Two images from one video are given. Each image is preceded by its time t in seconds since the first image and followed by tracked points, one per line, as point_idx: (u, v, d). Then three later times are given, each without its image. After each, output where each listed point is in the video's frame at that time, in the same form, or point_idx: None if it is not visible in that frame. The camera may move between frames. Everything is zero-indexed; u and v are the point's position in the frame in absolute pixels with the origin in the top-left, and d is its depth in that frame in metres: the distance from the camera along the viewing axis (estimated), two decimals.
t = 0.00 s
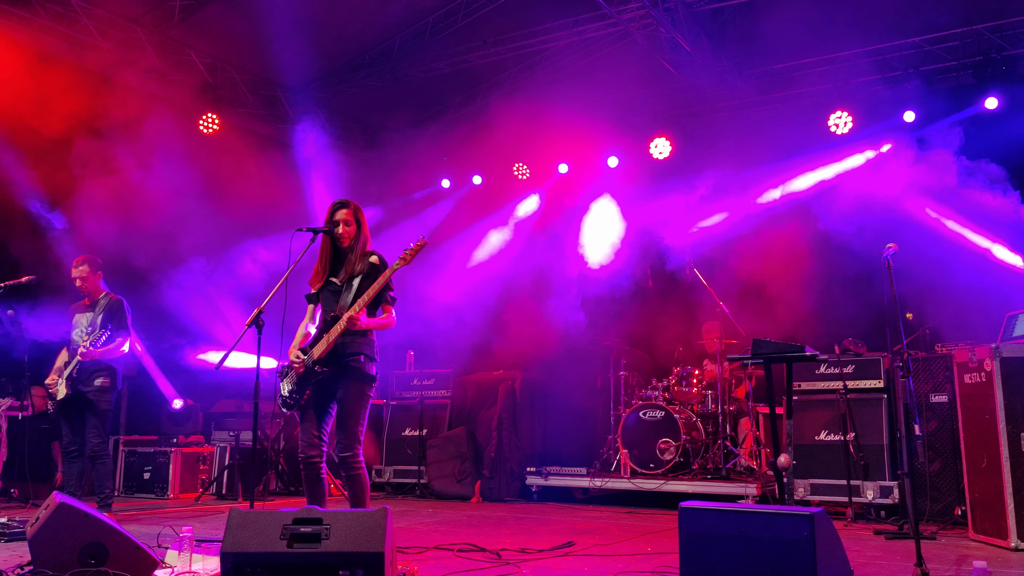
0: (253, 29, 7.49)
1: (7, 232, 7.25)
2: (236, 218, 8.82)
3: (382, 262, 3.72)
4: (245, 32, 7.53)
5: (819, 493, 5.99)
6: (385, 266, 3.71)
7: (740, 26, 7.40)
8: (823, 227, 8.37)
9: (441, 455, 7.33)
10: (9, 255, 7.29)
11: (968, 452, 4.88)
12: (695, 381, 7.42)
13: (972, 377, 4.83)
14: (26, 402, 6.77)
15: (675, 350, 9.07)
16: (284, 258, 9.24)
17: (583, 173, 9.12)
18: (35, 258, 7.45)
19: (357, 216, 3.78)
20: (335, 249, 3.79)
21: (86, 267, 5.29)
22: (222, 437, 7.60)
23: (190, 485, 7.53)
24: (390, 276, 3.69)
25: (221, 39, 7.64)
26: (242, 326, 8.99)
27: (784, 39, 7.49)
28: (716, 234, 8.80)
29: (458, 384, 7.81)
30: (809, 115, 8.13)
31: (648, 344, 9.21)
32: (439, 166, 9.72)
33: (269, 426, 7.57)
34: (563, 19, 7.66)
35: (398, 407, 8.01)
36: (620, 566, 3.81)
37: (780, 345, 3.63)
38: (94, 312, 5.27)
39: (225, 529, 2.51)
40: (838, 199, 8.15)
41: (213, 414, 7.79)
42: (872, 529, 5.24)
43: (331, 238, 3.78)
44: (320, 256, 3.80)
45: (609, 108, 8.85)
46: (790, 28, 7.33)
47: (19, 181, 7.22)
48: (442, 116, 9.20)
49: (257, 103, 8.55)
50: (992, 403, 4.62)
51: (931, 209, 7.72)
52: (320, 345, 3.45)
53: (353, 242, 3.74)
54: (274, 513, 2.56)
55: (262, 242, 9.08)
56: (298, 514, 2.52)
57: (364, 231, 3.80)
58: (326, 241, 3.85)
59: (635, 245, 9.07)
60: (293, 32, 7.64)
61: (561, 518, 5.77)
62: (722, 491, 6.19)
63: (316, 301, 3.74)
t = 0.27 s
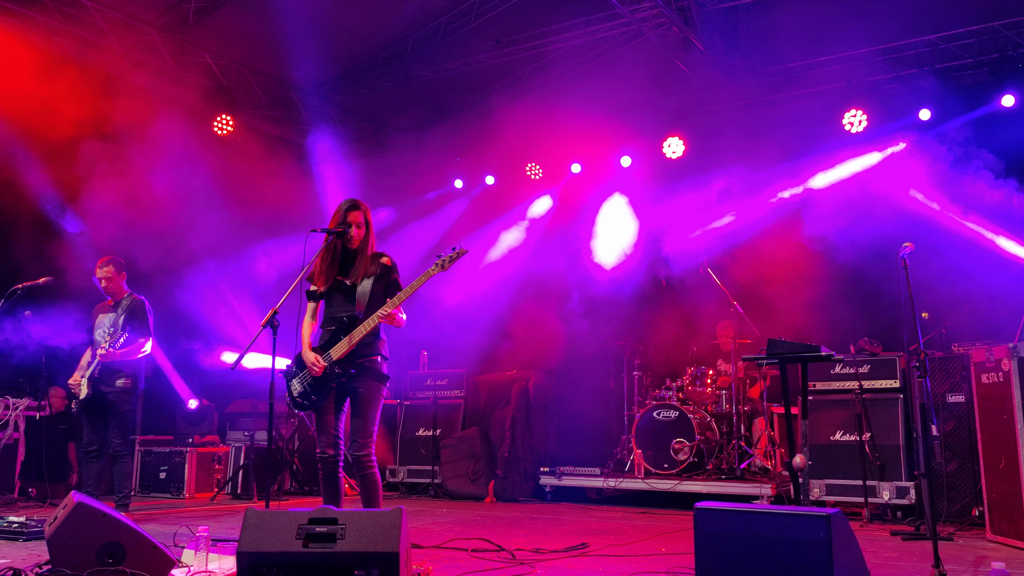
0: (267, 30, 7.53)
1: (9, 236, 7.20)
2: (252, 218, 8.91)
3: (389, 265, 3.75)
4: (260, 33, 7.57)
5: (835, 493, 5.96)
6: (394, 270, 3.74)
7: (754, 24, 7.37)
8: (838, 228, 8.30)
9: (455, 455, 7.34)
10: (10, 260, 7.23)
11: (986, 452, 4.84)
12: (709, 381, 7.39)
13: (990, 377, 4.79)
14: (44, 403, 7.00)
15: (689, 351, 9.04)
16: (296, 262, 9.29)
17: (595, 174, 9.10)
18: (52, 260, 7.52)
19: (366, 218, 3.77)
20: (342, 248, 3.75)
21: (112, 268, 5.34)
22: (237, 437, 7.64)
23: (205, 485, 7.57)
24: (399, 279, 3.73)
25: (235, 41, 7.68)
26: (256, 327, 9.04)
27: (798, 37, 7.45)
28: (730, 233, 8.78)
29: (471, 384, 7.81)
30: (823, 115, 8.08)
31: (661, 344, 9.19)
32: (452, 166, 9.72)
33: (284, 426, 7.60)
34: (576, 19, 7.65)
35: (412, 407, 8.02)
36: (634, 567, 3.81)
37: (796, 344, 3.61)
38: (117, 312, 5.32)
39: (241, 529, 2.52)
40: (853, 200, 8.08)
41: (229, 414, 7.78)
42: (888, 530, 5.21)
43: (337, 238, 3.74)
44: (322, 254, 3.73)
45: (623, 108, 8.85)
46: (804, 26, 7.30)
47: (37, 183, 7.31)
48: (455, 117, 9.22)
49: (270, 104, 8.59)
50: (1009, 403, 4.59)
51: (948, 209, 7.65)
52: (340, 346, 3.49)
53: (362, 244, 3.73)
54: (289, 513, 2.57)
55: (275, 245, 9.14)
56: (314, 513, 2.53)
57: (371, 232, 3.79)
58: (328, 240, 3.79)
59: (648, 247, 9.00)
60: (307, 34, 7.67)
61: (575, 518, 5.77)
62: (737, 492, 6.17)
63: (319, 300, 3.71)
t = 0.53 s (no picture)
0: (279, 31, 7.55)
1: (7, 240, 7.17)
2: (264, 220, 9.01)
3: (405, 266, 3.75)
4: (271, 34, 7.59)
5: (848, 494, 5.93)
6: (409, 270, 3.74)
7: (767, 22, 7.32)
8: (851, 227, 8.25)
9: (467, 455, 7.35)
10: (16, 264, 7.24)
11: (1001, 453, 4.80)
12: (721, 381, 7.38)
13: (1006, 377, 4.74)
14: (59, 403, 7.04)
15: (700, 350, 9.02)
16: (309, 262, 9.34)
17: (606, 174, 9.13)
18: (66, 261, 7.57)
19: (382, 219, 3.80)
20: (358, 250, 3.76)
21: (131, 268, 5.37)
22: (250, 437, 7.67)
23: (219, 484, 7.60)
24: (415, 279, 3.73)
25: (247, 42, 7.70)
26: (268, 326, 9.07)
27: (811, 35, 7.40)
28: (744, 233, 8.77)
29: (483, 384, 7.80)
30: (836, 113, 8.03)
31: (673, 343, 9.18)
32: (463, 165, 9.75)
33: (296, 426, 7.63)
34: (587, 18, 7.63)
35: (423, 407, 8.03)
36: (646, 567, 3.80)
37: (809, 343, 3.59)
38: (136, 312, 5.35)
39: (254, 528, 2.53)
40: (866, 199, 8.03)
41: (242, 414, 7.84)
42: (901, 530, 5.20)
43: (353, 239, 3.77)
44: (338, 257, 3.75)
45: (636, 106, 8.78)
46: (816, 25, 7.25)
47: (50, 185, 7.38)
48: (466, 117, 9.23)
49: (281, 104, 8.61)
50: None
51: (962, 207, 7.60)
52: (353, 345, 3.49)
53: (377, 244, 3.74)
54: (301, 513, 2.58)
55: (286, 246, 9.21)
56: (326, 513, 2.53)
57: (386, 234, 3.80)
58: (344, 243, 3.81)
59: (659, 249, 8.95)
60: (318, 35, 7.68)
61: (587, 519, 5.75)
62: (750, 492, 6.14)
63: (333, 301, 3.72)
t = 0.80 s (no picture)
0: (286, 32, 7.57)
1: (11, 243, 7.10)
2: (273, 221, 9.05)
3: (418, 264, 3.72)
4: (279, 35, 7.61)
5: (858, 494, 5.91)
6: (421, 268, 3.71)
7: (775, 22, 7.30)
8: (862, 228, 8.17)
9: (475, 455, 7.35)
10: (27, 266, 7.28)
11: (1012, 453, 4.76)
12: (730, 381, 7.31)
13: (1016, 377, 4.71)
14: (69, 403, 7.08)
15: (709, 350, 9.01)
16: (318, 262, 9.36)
17: (615, 173, 9.13)
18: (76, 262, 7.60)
19: (394, 221, 3.81)
20: (372, 252, 3.79)
21: (143, 269, 5.38)
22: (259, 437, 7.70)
23: (228, 484, 7.62)
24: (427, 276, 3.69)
25: (255, 43, 7.73)
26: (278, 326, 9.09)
27: (819, 34, 7.37)
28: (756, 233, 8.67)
29: (491, 384, 7.80)
30: (846, 111, 8.05)
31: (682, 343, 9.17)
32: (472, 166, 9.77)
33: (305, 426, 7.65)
34: (594, 18, 7.62)
35: (431, 407, 8.04)
36: (655, 567, 3.79)
37: (817, 343, 3.57)
38: (147, 313, 5.38)
39: (261, 528, 2.54)
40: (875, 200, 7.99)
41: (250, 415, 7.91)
42: (912, 530, 5.17)
43: (367, 242, 3.80)
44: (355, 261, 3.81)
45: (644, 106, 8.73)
46: (824, 24, 7.24)
47: (59, 187, 7.41)
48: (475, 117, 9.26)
49: (290, 105, 8.65)
50: None
51: (974, 207, 7.53)
52: (361, 346, 3.48)
53: (388, 244, 3.75)
54: (308, 513, 2.58)
55: (296, 246, 9.25)
56: (333, 513, 2.54)
57: (400, 234, 3.81)
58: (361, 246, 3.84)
59: (669, 248, 8.90)
60: (325, 36, 7.70)
61: (595, 519, 5.73)
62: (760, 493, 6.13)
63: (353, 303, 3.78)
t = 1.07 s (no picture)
0: (294, 33, 7.59)
1: (21, 243, 7.14)
2: (282, 221, 9.09)
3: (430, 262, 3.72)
4: (287, 36, 7.63)
5: (866, 494, 5.90)
6: (431, 266, 3.70)
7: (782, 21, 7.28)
8: (870, 228, 8.14)
9: (482, 455, 7.35)
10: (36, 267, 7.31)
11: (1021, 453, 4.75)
12: (738, 381, 7.26)
13: None
14: (78, 403, 7.15)
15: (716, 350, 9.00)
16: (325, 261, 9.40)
17: (622, 172, 9.04)
18: (85, 262, 7.64)
19: (403, 218, 3.79)
20: (383, 251, 3.83)
21: (152, 269, 5.41)
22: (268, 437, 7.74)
23: (236, 483, 7.64)
24: (436, 274, 3.67)
25: (263, 45, 7.77)
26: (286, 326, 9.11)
27: (827, 32, 7.36)
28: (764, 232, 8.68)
29: (498, 383, 7.82)
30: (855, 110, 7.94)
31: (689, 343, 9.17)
32: (479, 165, 9.76)
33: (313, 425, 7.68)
34: (601, 18, 7.61)
35: (439, 407, 8.05)
36: (662, 567, 3.79)
37: (824, 343, 3.56)
38: (156, 312, 5.40)
39: (270, 527, 2.55)
40: (884, 199, 7.95)
41: (259, 413, 8.10)
42: (921, 530, 5.15)
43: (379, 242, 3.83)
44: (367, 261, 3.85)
45: (653, 105, 8.79)
46: (831, 23, 7.24)
47: (67, 187, 7.42)
48: (482, 116, 9.30)
49: (298, 106, 8.68)
50: None
51: (984, 206, 7.48)
52: (366, 345, 3.51)
53: (398, 243, 3.76)
54: (317, 512, 2.59)
55: (304, 246, 9.30)
56: (342, 512, 2.54)
57: (411, 231, 3.80)
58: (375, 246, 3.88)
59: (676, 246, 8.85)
60: (332, 36, 7.72)
61: (603, 519, 5.72)
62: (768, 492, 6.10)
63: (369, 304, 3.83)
